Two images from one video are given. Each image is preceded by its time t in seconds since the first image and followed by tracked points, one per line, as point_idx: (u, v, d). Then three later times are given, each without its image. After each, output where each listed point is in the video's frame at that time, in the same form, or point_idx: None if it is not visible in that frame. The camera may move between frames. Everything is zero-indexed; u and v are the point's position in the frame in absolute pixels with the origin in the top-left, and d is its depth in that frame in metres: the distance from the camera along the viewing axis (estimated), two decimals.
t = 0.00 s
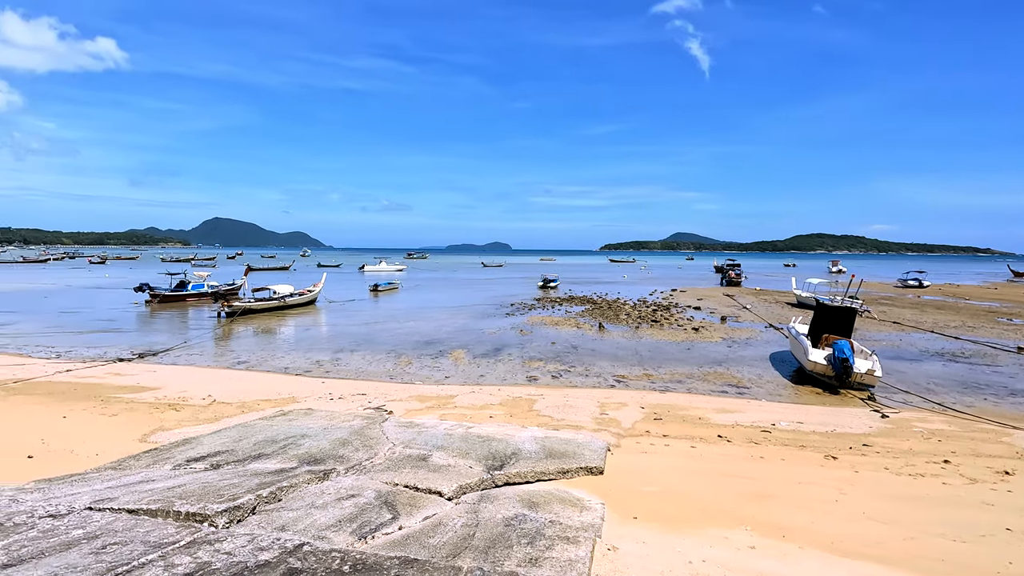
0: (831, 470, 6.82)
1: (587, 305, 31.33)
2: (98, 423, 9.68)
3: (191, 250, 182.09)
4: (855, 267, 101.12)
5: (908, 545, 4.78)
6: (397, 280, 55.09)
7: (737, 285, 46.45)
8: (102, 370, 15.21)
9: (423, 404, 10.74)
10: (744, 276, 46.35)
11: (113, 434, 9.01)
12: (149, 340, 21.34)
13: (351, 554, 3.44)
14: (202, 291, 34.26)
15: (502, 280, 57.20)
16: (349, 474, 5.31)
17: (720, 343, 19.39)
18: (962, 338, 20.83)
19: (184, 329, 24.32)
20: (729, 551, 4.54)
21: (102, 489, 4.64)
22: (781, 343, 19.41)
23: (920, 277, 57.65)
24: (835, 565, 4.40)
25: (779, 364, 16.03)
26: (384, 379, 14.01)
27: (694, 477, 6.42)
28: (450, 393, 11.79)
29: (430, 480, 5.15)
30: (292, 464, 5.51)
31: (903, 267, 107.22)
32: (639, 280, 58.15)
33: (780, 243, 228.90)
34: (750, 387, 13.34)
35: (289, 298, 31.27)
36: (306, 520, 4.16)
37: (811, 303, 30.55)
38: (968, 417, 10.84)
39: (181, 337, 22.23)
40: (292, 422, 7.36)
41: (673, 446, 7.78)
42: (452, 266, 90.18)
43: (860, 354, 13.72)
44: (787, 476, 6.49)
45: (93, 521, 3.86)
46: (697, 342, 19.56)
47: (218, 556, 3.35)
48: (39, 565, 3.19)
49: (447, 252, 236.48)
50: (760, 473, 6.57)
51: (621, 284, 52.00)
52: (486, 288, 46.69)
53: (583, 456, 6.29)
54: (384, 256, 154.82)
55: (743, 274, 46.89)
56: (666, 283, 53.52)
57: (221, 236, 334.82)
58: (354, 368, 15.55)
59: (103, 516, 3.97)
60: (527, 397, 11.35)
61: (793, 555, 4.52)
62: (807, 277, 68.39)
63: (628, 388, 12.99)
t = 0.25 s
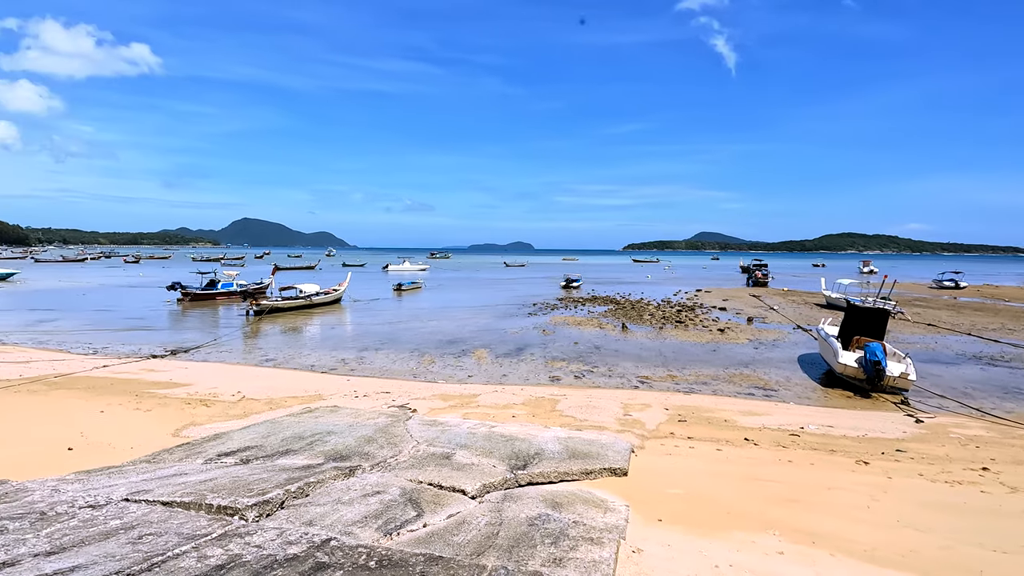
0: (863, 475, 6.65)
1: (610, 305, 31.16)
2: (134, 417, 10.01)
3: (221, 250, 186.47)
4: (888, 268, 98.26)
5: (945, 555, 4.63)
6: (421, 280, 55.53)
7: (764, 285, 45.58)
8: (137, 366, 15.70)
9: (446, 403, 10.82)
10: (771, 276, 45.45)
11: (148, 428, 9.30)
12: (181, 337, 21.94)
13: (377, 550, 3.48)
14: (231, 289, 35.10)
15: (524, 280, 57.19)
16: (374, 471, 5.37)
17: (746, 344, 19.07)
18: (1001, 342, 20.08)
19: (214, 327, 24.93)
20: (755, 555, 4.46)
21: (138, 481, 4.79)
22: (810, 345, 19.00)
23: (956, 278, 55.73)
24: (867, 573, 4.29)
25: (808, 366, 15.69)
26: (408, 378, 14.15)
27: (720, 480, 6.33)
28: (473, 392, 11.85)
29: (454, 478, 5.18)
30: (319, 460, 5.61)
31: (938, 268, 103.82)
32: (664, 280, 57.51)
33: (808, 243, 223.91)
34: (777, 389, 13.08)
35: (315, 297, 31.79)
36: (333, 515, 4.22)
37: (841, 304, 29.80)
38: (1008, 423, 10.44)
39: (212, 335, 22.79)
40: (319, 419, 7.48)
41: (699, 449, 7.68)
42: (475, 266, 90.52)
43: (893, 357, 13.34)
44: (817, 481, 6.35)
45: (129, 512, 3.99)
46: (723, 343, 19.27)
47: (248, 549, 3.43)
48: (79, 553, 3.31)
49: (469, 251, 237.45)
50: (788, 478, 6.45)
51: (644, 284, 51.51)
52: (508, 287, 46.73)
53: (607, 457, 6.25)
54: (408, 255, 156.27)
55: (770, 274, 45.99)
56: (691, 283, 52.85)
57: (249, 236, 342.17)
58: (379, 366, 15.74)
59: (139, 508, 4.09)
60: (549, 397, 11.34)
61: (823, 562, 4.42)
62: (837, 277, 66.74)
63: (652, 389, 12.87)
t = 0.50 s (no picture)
0: (895, 482, 6.47)
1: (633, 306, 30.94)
2: (167, 412, 10.31)
3: (249, 250, 190.49)
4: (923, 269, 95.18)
5: (982, 565, 4.49)
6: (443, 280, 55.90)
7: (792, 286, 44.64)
8: (171, 363, 16.18)
9: (469, 402, 10.87)
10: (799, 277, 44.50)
11: (180, 423, 9.56)
12: (211, 335, 22.49)
13: (402, 547, 3.52)
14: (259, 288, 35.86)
15: (547, 280, 57.05)
16: (399, 468, 5.43)
17: (773, 346, 18.72)
18: None
19: (243, 326, 25.51)
20: (783, 562, 4.39)
21: (171, 474, 4.93)
22: (840, 348, 18.54)
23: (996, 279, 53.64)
24: None
25: (838, 369, 15.31)
26: (431, 377, 14.26)
27: (746, 484, 6.23)
28: (496, 392, 11.88)
29: (478, 478, 5.20)
30: (345, 457, 5.70)
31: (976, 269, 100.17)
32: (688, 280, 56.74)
33: (839, 243, 218.50)
34: (806, 393, 12.80)
35: (341, 296, 32.25)
36: (358, 512, 4.29)
37: (873, 306, 28.99)
38: None
39: (240, 333, 23.32)
40: (344, 417, 7.59)
41: (724, 452, 7.57)
42: (497, 266, 90.67)
43: (928, 361, 12.93)
44: (847, 486, 6.20)
45: (164, 505, 4.11)
46: (750, 345, 18.94)
47: (278, 543, 3.50)
48: (117, 543, 3.42)
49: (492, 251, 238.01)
50: (818, 483, 6.30)
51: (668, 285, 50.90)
52: (531, 288, 46.69)
53: (631, 458, 6.21)
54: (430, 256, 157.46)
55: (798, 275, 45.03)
56: (716, 284, 52.13)
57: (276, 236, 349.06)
58: (403, 365, 15.91)
59: (173, 500, 4.22)
60: (572, 397, 11.30)
61: (853, 570, 4.32)
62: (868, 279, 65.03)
63: (676, 391, 12.73)
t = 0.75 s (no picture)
0: (933, 490, 6.25)
1: (658, 307, 30.62)
2: (201, 408, 10.60)
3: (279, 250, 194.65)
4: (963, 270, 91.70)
5: None
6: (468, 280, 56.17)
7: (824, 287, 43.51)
8: (204, 360, 16.62)
9: (493, 402, 10.90)
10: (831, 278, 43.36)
11: (213, 419, 9.82)
12: (242, 334, 23.03)
13: (428, 545, 3.56)
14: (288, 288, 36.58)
15: (572, 280, 56.83)
16: (424, 467, 5.48)
17: (804, 349, 18.28)
18: None
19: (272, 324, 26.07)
20: (814, 569, 4.29)
21: (205, 468, 5.08)
22: (874, 351, 17.99)
23: None
24: None
25: (872, 373, 14.87)
26: (455, 376, 14.34)
27: (775, 489, 6.11)
28: (520, 392, 11.89)
29: (502, 478, 5.22)
30: (372, 455, 5.77)
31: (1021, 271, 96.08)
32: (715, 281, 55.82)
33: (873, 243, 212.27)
34: (838, 397, 12.47)
35: (367, 296, 32.68)
36: (385, 509, 4.34)
37: (909, 308, 28.07)
38: None
39: (270, 331, 23.83)
40: (371, 415, 7.69)
41: (753, 456, 7.43)
42: (521, 266, 90.68)
43: (968, 366, 12.46)
44: (882, 494, 6.02)
45: (198, 498, 4.23)
46: (779, 347, 18.54)
47: (307, 538, 3.57)
48: (153, 534, 3.53)
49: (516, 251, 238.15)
50: (851, 489, 6.14)
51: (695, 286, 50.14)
52: (555, 288, 46.54)
53: (656, 461, 6.14)
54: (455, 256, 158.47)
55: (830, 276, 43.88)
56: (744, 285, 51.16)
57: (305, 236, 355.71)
58: (427, 364, 16.04)
59: (207, 494, 4.34)
60: (597, 399, 11.23)
61: None
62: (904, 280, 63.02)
63: (703, 393, 12.55)
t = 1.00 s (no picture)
0: (976, 500, 6.02)
1: (686, 308, 30.21)
2: (234, 404, 10.88)
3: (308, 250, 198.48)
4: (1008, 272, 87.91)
5: None
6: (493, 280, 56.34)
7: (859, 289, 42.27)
8: (237, 357, 17.06)
9: (518, 402, 10.91)
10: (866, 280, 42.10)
11: (245, 415, 10.07)
12: (273, 332, 23.53)
13: (455, 543, 3.58)
14: (317, 287, 37.26)
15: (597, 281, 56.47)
16: (450, 466, 5.51)
17: (837, 352, 17.80)
18: None
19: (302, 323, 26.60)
20: None
21: (239, 463, 5.21)
22: (912, 356, 17.40)
23: None
24: None
25: (909, 378, 14.39)
26: (481, 376, 14.40)
27: (807, 495, 5.97)
28: (545, 393, 11.87)
29: (528, 478, 5.21)
30: (399, 453, 5.84)
31: None
32: (744, 282, 54.75)
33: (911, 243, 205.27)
34: (874, 402, 12.09)
35: (394, 296, 33.07)
36: (412, 506, 4.39)
37: (950, 311, 27.05)
38: None
39: (299, 330, 24.31)
40: (398, 413, 7.77)
41: (784, 461, 7.27)
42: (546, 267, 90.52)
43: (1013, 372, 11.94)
44: (920, 503, 5.82)
45: (232, 491, 4.34)
46: (811, 350, 18.08)
47: (336, 533, 3.63)
48: (190, 525, 3.64)
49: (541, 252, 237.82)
50: (888, 497, 5.95)
51: (724, 287, 49.24)
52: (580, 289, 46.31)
53: (684, 464, 6.05)
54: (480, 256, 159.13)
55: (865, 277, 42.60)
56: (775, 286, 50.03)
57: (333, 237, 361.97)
58: (453, 364, 16.15)
59: (240, 487, 4.45)
60: (623, 400, 11.13)
61: None
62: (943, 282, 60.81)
63: (732, 396, 12.32)
